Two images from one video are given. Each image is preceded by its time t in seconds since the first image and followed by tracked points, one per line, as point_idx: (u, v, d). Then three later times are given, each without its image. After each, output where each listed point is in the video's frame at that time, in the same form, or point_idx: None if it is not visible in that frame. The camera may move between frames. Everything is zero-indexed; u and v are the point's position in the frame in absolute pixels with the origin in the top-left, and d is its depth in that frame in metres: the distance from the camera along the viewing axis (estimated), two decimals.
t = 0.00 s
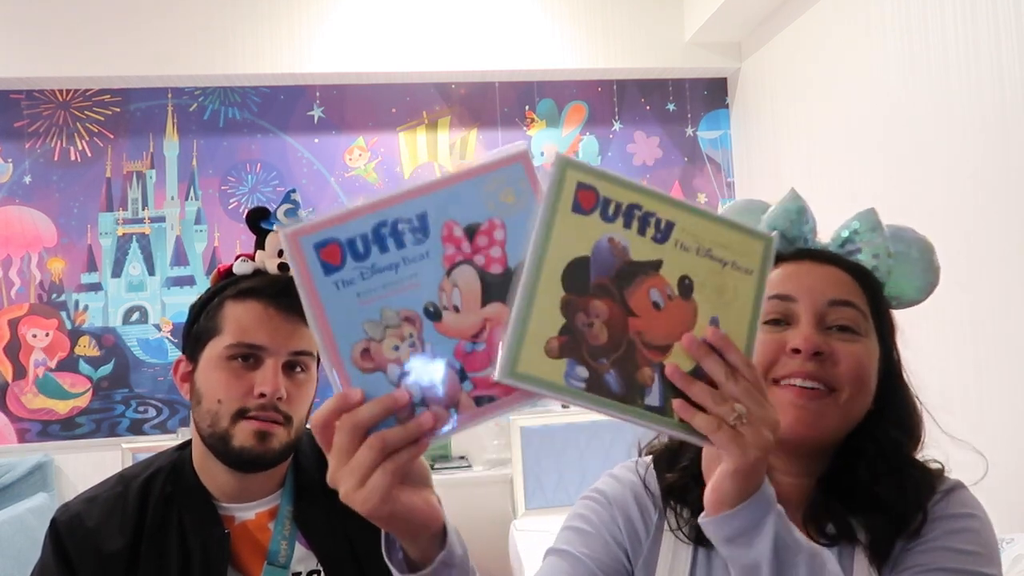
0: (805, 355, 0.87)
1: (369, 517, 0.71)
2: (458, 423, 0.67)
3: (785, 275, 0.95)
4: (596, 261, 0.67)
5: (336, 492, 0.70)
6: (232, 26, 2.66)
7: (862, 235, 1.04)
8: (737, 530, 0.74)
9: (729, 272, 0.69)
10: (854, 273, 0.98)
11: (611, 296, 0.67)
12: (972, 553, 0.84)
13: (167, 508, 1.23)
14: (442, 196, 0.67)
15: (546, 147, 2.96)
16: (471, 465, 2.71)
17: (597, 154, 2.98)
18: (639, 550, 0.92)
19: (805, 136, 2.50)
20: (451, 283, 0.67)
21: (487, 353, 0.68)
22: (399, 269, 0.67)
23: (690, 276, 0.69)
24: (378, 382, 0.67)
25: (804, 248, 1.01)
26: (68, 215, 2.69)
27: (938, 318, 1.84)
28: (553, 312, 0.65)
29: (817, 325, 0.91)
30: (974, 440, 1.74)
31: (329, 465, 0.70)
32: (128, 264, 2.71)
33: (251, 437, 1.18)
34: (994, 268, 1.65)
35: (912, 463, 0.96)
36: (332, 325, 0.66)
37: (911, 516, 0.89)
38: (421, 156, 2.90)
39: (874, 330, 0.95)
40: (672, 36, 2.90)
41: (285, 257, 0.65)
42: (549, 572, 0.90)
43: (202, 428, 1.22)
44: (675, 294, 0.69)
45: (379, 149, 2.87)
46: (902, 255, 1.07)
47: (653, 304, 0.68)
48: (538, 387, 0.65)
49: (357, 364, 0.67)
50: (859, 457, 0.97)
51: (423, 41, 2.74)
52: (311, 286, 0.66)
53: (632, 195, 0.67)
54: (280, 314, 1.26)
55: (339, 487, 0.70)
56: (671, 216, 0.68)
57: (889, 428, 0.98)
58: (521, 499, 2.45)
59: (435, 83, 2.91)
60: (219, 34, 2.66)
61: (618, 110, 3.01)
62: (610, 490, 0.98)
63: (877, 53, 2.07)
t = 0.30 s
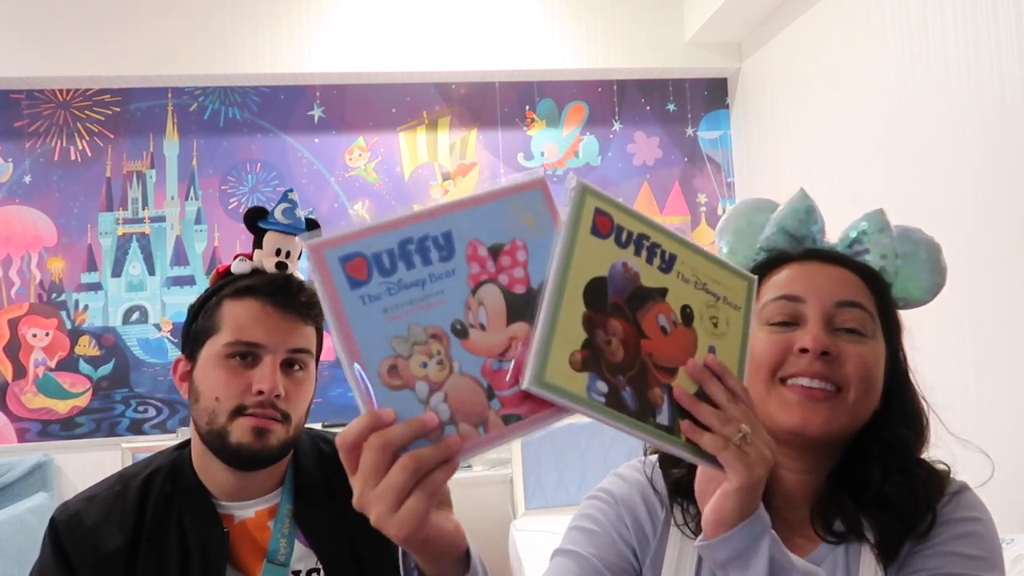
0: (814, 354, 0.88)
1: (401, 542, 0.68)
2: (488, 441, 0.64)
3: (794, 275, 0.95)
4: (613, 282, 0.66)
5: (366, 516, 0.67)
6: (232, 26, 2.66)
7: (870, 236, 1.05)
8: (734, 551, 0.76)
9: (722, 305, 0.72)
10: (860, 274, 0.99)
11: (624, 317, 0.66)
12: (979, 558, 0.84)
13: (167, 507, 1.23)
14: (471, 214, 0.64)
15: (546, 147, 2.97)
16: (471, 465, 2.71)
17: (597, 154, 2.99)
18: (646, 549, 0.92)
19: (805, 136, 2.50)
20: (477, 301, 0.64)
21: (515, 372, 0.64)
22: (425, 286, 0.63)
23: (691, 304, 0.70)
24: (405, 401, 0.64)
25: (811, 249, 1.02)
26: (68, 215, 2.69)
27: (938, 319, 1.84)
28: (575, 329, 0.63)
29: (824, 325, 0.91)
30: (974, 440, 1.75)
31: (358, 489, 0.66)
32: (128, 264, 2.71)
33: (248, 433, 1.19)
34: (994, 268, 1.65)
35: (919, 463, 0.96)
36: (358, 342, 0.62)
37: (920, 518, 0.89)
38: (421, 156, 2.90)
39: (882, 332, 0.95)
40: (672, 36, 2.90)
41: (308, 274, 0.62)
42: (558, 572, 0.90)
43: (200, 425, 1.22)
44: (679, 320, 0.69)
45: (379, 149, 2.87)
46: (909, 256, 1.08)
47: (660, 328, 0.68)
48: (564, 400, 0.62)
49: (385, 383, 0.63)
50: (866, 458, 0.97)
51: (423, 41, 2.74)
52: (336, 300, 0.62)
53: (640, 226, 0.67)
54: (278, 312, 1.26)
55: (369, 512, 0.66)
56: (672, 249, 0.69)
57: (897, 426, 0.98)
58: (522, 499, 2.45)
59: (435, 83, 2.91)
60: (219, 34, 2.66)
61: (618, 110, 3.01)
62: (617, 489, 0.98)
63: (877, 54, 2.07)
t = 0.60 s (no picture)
0: (815, 355, 0.87)
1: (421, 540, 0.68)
2: (503, 435, 0.66)
3: (793, 276, 0.96)
4: (610, 302, 0.69)
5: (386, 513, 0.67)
6: (232, 26, 2.66)
7: (867, 237, 1.04)
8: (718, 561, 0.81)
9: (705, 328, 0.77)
10: (859, 274, 0.99)
11: (617, 336, 0.70)
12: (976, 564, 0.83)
13: (166, 507, 1.23)
14: (485, 217, 0.67)
15: (546, 147, 2.96)
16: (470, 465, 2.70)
17: (597, 154, 2.99)
18: (647, 548, 0.93)
19: (804, 136, 2.50)
20: (488, 299, 0.67)
21: (522, 370, 0.67)
22: (442, 282, 0.65)
23: (679, 327, 0.74)
24: (425, 394, 0.65)
25: (810, 250, 1.02)
26: (68, 215, 2.69)
27: (938, 319, 1.84)
28: (573, 344, 0.66)
29: (825, 325, 0.90)
30: (974, 441, 1.74)
31: (380, 484, 0.66)
32: (128, 264, 2.71)
33: (248, 433, 1.19)
34: (994, 269, 1.65)
35: (920, 464, 0.96)
36: (380, 332, 0.63)
37: (922, 521, 0.88)
38: (421, 156, 2.90)
39: (881, 333, 0.95)
40: (672, 36, 2.90)
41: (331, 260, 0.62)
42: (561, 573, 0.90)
43: (200, 425, 1.22)
44: (667, 342, 0.74)
45: (379, 149, 2.87)
46: (906, 257, 1.07)
47: (651, 349, 0.72)
48: (562, 415, 0.64)
49: (406, 376, 0.64)
50: (868, 457, 0.97)
51: (423, 41, 2.74)
52: (359, 292, 0.63)
53: (637, 248, 0.72)
54: (280, 313, 1.26)
55: (389, 507, 0.66)
56: (664, 273, 0.74)
57: (898, 425, 0.98)
58: (521, 499, 2.45)
59: (435, 83, 2.91)
60: (219, 34, 2.66)
61: (618, 110, 3.01)
62: (618, 490, 0.98)
63: (877, 55, 2.07)
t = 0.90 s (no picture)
0: (814, 358, 0.87)
1: (437, 556, 0.69)
2: (517, 448, 0.67)
3: (793, 277, 0.96)
4: (609, 311, 0.70)
5: (403, 530, 0.68)
6: (232, 26, 2.66)
7: (869, 237, 1.05)
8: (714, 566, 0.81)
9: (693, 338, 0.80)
10: (859, 274, 0.99)
11: (617, 347, 0.71)
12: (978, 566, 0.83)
13: (166, 506, 1.23)
14: (489, 227, 0.67)
15: (546, 148, 2.97)
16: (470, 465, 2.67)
17: (597, 154, 2.99)
18: (646, 548, 0.93)
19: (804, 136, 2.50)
20: (494, 310, 0.66)
21: (530, 380, 0.68)
22: (450, 294, 0.65)
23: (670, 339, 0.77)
24: (439, 408, 0.65)
25: (812, 251, 1.02)
26: (68, 215, 2.69)
27: (938, 319, 1.84)
28: (576, 353, 0.66)
29: (824, 326, 0.90)
30: (974, 441, 1.75)
31: (399, 501, 0.67)
32: (128, 264, 2.71)
33: (250, 433, 1.18)
34: (994, 268, 1.65)
35: (922, 466, 0.95)
36: (394, 346, 0.63)
37: (924, 523, 0.88)
38: (421, 156, 2.89)
39: (881, 333, 0.95)
40: (672, 36, 2.90)
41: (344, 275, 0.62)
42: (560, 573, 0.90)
43: (202, 426, 1.22)
44: (661, 352, 0.76)
45: (379, 149, 2.87)
46: (907, 257, 1.06)
47: (647, 359, 0.74)
48: (568, 422, 0.64)
49: (420, 390, 0.64)
50: (870, 457, 0.97)
51: (423, 41, 2.74)
52: (372, 305, 0.62)
53: (632, 261, 0.74)
54: (280, 314, 1.26)
55: (406, 525, 0.67)
56: (655, 285, 0.77)
57: (900, 426, 0.98)
58: (521, 499, 2.45)
59: (435, 83, 2.91)
60: (219, 34, 2.66)
61: (618, 110, 3.01)
62: (619, 491, 0.98)
63: (877, 55, 2.07)
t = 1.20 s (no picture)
0: (809, 352, 0.87)
1: (437, 549, 0.68)
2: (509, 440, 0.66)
3: (792, 276, 0.96)
4: (601, 301, 0.71)
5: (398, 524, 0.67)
6: (232, 26, 2.66)
7: (871, 238, 1.05)
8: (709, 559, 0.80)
9: (693, 329, 0.79)
10: (861, 275, 0.99)
11: (610, 336, 0.71)
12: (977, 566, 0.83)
13: (166, 506, 1.23)
14: (479, 221, 0.67)
15: (547, 148, 2.97)
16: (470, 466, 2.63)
17: (597, 154, 2.99)
18: (643, 546, 0.93)
19: (804, 136, 2.50)
20: (485, 304, 0.66)
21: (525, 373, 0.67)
22: (441, 291, 0.65)
23: (667, 328, 0.76)
24: (434, 403, 0.64)
25: (814, 251, 1.02)
26: (68, 215, 2.69)
27: (938, 319, 1.84)
28: (568, 342, 0.67)
29: (821, 325, 0.91)
30: (974, 441, 1.75)
31: (394, 497, 0.66)
32: (128, 264, 2.71)
33: (250, 433, 1.18)
34: (994, 269, 1.65)
35: (921, 468, 0.95)
36: (386, 344, 0.63)
37: (922, 523, 0.87)
38: (421, 156, 2.89)
39: (880, 333, 0.95)
40: (672, 36, 2.90)
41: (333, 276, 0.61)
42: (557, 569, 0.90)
43: (202, 426, 1.22)
44: (657, 341, 0.75)
45: (379, 149, 2.87)
46: (911, 259, 1.06)
47: (641, 348, 0.74)
48: (560, 412, 0.65)
49: (413, 385, 0.64)
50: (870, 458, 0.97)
51: (423, 41, 2.74)
52: (362, 306, 0.62)
53: (626, 250, 0.73)
54: (281, 313, 1.26)
55: (402, 517, 0.67)
56: (651, 275, 0.76)
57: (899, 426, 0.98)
58: (522, 499, 2.45)
59: (435, 83, 2.91)
60: (219, 34, 2.65)
61: (618, 110, 3.01)
62: (618, 489, 0.98)
63: (878, 55, 2.07)
